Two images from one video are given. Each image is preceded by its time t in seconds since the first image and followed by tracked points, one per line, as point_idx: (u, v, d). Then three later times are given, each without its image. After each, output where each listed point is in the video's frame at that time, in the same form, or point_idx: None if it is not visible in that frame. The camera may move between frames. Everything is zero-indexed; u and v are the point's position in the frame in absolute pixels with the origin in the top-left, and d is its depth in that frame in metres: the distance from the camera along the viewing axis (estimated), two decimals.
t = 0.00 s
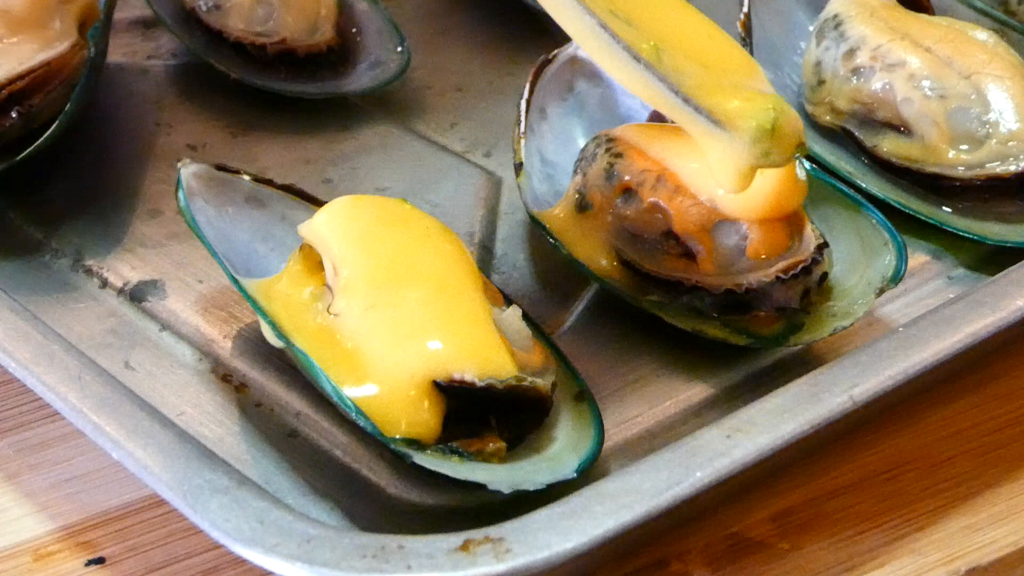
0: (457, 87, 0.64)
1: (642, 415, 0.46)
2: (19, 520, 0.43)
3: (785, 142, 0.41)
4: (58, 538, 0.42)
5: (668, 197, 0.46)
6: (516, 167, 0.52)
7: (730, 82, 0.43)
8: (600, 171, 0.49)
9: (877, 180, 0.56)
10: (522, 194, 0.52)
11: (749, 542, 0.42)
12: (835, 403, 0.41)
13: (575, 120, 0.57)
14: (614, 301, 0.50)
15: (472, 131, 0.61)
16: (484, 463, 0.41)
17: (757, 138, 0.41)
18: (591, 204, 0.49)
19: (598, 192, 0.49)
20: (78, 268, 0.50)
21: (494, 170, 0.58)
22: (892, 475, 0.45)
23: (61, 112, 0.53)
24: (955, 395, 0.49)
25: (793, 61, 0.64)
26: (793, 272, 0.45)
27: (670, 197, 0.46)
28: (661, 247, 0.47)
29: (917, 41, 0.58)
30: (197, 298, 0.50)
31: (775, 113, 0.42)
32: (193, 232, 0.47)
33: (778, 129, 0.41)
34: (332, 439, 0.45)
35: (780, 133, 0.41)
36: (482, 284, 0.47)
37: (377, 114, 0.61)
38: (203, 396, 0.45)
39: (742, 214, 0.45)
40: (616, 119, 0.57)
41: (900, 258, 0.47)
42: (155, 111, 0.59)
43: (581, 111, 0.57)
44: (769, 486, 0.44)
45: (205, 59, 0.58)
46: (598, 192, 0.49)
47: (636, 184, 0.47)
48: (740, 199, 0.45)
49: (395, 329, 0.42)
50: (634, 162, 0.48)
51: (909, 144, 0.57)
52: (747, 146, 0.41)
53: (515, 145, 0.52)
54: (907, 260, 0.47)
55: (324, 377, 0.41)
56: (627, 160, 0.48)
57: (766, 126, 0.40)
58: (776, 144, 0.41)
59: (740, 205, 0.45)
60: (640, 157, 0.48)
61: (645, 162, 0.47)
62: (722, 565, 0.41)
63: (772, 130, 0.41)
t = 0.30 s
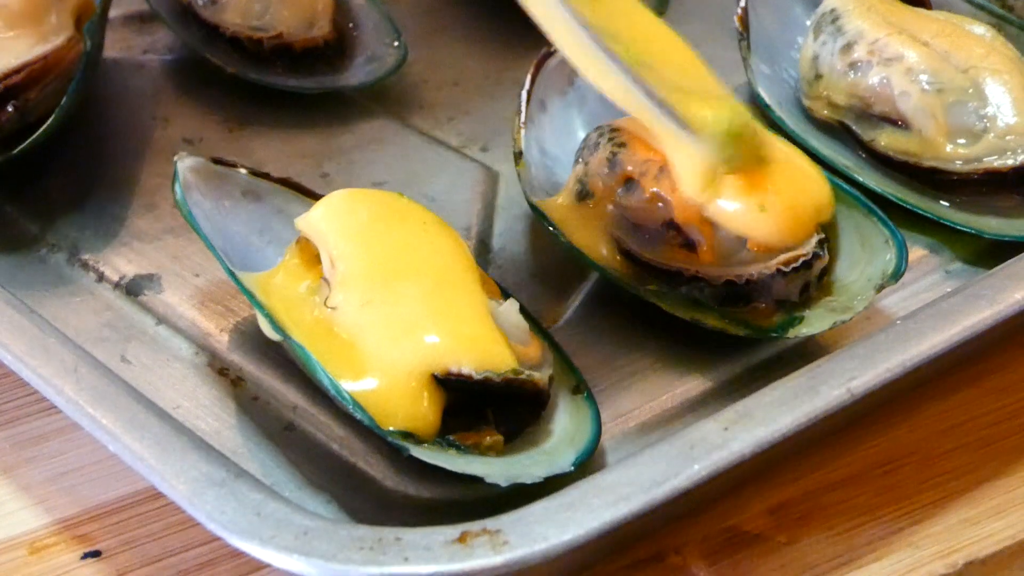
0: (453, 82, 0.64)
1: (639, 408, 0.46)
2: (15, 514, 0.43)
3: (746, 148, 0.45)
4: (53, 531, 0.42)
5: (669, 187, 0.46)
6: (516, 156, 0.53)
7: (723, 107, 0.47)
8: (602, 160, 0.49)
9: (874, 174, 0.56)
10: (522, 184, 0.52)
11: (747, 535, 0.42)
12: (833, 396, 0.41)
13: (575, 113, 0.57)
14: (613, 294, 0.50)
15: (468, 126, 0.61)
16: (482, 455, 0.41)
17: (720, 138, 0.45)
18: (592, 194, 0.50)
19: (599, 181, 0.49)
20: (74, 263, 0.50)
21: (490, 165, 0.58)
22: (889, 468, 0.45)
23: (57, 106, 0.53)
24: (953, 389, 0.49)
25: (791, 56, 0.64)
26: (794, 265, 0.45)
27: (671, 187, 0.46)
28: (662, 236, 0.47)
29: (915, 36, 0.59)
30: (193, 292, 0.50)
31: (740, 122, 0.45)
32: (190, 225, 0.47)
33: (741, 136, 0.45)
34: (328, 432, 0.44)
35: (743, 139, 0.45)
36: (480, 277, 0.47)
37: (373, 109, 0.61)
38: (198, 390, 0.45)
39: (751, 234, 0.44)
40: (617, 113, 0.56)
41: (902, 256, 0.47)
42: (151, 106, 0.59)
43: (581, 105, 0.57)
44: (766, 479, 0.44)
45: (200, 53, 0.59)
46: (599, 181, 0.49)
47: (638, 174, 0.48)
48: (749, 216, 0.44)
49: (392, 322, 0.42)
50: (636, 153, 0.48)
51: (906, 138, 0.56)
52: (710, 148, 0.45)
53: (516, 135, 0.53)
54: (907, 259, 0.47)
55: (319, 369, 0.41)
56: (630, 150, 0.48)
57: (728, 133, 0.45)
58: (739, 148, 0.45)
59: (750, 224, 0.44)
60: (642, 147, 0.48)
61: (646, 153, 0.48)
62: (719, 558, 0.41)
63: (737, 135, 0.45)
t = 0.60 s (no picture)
0: (449, 78, 0.64)
1: (635, 402, 0.46)
2: (10, 510, 0.43)
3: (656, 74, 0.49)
4: (49, 527, 0.42)
5: (669, 180, 0.48)
6: (515, 148, 0.53)
7: (735, 126, 0.49)
8: (601, 151, 0.50)
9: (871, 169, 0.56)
10: (520, 174, 0.52)
11: (743, 529, 0.42)
12: (829, 390, 0.41)
13: (574, 108, 0.56)
14: (610, 290, 0.50)
15: (464, 121, 0.61)
16: (478, 451, 0.40)
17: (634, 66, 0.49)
18: (590, 183, 0.50)
19: (598, 171, 0.50)
20: (69, 258, 0.50)
21: (486, 160, 0.58)
22: (886, 462, 0.45)
23: (53, 100, 0.52)
24: (950, 384, 0.49)
25: (787, 51, 0.64)
26: (793, 259, 0.45)
27: (671, 179, 0.48)
28: (660, 228, 0.48)
29: (913, 31, 0.58)
30: (188, 287, 0.50)
31: (651, 51, 0.50)
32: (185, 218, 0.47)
33: (652, 63, 0.49)
34: (324, 427, 0.44)
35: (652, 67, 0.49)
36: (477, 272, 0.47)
37: (369, 105, 0.61)
38: (194, 385, 0.45)
39: (748, 233, 0.45)
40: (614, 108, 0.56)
41: (900, 254, 0.47)
42: (147, 102, 0.59)
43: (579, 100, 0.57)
44: (763, 473, 0.44)
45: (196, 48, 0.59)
46: (597, 171, 0.50)
47: (639, 165, 0.48)
48: (747, 216, 0.46)
49: (390, 317, 0.42)
50: (637, 145, 0.49)
51: (903, 133, 0.57)
52: (624, 77, 0.49)
53: (514, 127, 0.54)
54: (905, 258, 0.48)
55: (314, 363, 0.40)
56: (630, 142, 0.49)
57: (641, 61, 0.49)
58: (652, 74, 0.49)
59: (748, 223, 0.45)
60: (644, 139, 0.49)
61: (647, 145, 0.49)
62: (716, 553, 0.41)
63: (647, 63, 0.49)
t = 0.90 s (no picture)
0: (445, 85, 0.64)
1: (631, 413, 0.46)
2: (5, 520, 0.43)
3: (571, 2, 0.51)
4: (45, 536, 0.42)
5: (668, 187, 0.48)
6: (512, 153, 0.52)
7: (737, 145, 0.49)
8: (601, 158, 0.51)
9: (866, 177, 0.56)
10: (516, 178, 0.52)
11: (739, 539, 0.42)
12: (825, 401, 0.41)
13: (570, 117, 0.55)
14: (606, 299, 0.50)
15: (461, 129, 0.61)
16: (474, 462, 0.41)
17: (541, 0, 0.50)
18: (590, 190, 0.51)
19: (598, 177, 0.51)
20: (65, 267, 0.50)
21: (483, 168, 0.58)
22: (882, 472, 0.45)
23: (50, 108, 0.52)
24: (945, 394, 0.49)
25: (782, 58, 0.64)
26: (790, 268, 0.45)
27: (671, 187, 0.48)
28: (657, 234, 0.48)
29: (909, 39, 0.59)
30: (183, 296, 0.50)
31: None
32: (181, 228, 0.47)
33: None
34: (319, 437, 0.44)
35: None
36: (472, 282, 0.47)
37: (365, 112, 0.61)
38: (189, 395, 0.45)
39: (749, 247, 0.45)
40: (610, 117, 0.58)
41: (898, 266, 0.47)
42: (143, 109, 0.59)
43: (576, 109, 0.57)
44: (759, 483, 0.44)
45: (191, 56, 0.58)
46: (596, 176, 0.51)
47: (639, 172, 0.49)
48: (747, 231, 0.46)
49: (388, 327, 0.42)
50: (638, 154, 0.50)
51: (898, 141, 0.57)
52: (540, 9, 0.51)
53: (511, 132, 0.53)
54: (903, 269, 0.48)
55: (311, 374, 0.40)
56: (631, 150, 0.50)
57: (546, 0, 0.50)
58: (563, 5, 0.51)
59: (748, 238, 0.46)
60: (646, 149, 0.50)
61: (648, 154, 0.50)
62: (712, 563, 0.41)
63: None
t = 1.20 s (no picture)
0: (449, 89, 0.64)
1: (636, 418, 0.46)
2: (10, 524, 0.42)
3: None
4: (50, 540, 0.42)
5: (675, 191, 0.48)
6: (518, 155, 0.52)
7: (747, 151, 0.49)
8: (608, 162, 0.51)
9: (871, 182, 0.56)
10: (522, 180, 0.52)
11: (744, 544, 0.42)
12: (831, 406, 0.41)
13: (576, 121, 0.57)
14: (610, 304, 0.50)
15: (464, 133, 0.61)
16: (479, 467, 0.41)
17: None
18: (596, 191, 0.50)
19: (604, 179, 0.50)
20: (69, 271, 0.50)
21: (486, 173, 0.58)
22: (887, 477, 0.45)
23: (54, 111, 0.52)
24: (949, 399, 0.49)
25: (786, 63, 0.64)
26: (797, 272, 0.45)
27: (678, 191, 0.48)
28: (666, 236, 0.48)
29: (913, 45, 0.59)
30: (188, 300, 0.50)
31: None
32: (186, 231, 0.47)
33: None
34: (325, 441, 0.44)
35: None
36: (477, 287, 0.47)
37: (369, 116, 0.61)
38: (194, 399, 0.45)
39: (756, 254, 0.45)
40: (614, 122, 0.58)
41: (903, 274, 0.48)
42: (147, 112, 0.59)
43: (582, 115, 0.57)
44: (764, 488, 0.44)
45: (195, 59, 0.59)
46: (603, 179, 0.50)
47: (646, 175, 0.49)
48: (756, 240, 0.46)
49: (393, 335, 0.42)
50: (644, 157, 0.50)
51: (902, 146, 0.57)
52: None
53: (518, 134, 0.53)
54: (907, 275, 0.48)
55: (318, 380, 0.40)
56: (638, 153, 0.50)
57: None
58: None
59: (754, 246, 0.46)
60: (653, 153, 0.50)
61: (655, 158, 0.50)
62: (717, 568, 0.41)
63: None
